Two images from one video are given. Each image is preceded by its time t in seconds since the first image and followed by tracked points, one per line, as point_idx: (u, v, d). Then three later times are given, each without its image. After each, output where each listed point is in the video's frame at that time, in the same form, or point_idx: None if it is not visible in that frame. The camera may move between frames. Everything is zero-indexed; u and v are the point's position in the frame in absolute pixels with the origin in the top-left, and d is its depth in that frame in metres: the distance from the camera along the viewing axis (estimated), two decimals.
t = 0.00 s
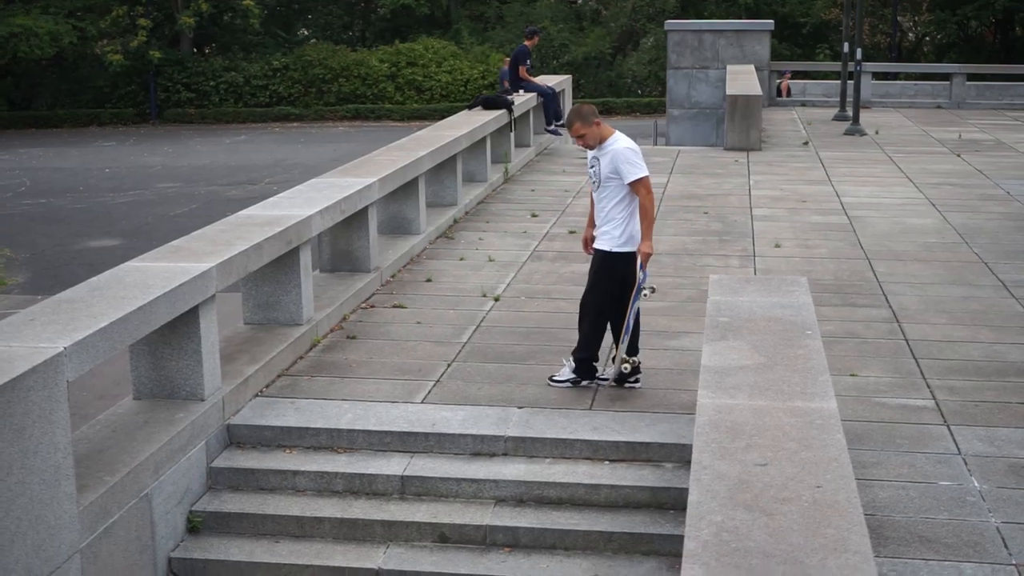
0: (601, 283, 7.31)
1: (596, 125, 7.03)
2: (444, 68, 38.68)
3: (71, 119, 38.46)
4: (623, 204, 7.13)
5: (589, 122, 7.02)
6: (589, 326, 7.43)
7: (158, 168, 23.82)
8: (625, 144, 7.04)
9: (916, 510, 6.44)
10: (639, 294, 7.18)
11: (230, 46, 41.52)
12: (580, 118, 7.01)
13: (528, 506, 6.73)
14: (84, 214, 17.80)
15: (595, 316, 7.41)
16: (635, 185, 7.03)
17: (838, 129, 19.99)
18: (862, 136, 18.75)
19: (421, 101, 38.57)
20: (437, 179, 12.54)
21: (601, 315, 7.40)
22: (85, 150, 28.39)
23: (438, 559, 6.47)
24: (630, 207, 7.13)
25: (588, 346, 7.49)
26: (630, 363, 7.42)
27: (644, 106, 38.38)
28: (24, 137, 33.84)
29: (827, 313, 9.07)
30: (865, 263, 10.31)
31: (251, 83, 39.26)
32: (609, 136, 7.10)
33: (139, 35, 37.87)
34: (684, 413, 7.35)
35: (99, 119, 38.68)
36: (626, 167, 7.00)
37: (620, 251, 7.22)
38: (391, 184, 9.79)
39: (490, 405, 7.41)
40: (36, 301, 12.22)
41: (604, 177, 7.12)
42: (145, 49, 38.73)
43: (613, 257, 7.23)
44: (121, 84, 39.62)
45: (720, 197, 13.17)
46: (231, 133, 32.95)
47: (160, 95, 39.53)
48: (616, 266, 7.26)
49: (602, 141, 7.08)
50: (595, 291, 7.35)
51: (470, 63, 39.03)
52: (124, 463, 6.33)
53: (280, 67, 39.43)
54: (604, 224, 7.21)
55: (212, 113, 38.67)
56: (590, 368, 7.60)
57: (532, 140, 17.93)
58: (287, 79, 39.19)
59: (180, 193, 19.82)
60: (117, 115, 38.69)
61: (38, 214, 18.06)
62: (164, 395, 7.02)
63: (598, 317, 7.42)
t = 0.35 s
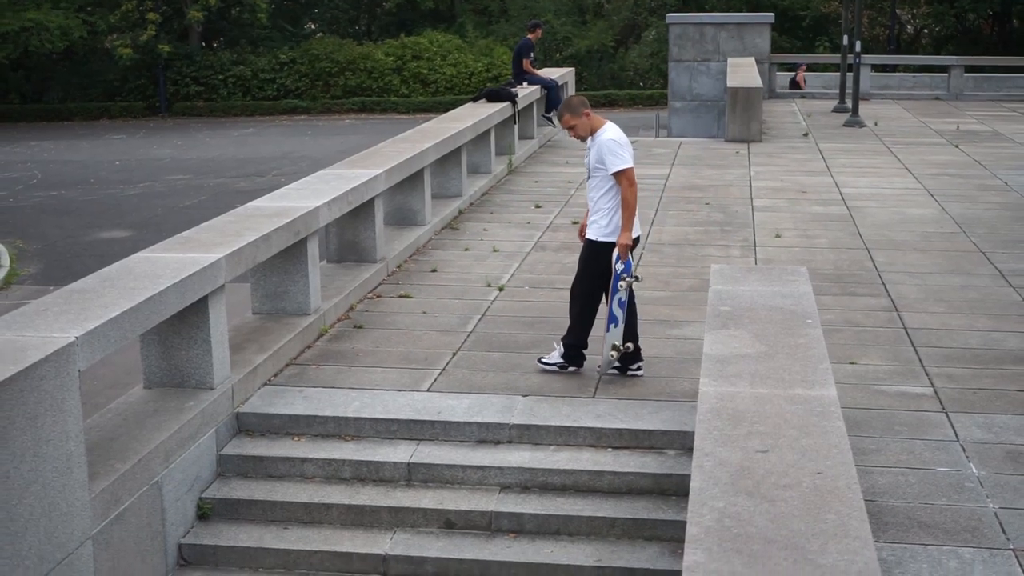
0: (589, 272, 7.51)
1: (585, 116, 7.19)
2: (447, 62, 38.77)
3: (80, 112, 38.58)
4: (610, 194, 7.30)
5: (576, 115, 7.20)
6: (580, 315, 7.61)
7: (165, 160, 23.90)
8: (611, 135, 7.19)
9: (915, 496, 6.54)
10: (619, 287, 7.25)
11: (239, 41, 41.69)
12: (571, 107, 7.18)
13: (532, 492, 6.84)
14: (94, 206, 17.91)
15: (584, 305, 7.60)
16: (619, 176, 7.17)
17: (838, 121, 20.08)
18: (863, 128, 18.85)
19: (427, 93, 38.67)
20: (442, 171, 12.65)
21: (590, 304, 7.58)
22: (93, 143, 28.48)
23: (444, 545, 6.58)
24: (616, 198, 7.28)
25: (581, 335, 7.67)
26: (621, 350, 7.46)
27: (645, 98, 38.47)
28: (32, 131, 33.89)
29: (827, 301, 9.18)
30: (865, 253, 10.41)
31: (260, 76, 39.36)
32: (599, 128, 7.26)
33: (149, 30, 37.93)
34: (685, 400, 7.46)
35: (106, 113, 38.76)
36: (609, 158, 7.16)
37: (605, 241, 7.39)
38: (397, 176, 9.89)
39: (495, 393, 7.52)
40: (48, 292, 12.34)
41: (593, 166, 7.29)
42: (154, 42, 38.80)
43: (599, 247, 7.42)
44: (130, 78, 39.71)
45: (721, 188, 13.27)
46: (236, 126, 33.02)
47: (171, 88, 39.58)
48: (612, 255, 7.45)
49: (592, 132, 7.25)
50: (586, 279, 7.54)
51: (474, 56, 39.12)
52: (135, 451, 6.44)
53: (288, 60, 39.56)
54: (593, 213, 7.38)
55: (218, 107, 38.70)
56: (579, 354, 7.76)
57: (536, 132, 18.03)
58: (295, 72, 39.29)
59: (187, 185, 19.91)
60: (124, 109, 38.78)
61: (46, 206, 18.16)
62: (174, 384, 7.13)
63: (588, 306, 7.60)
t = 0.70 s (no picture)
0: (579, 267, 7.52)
1: (570, 108, 7.28)
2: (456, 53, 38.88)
3: (92, 104, 38.72)
4: (592, 186, 7.37)
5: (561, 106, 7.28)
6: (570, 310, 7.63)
7: (177, 151, 23.99)
8: (594, 127, 7.28)
9: (920, 484, 6.62)
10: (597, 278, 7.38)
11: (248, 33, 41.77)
12: (556, 99, 7.27)
13: (541, 479, 6.91)
14: (106, 196, 18.01)
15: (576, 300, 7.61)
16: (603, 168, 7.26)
17: (842, 113, 20.14)
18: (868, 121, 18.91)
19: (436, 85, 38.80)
20: (450, 162, 12.72)
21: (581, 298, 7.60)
22: (105, 135, 28.57)
23: (453, 531, 6.66)
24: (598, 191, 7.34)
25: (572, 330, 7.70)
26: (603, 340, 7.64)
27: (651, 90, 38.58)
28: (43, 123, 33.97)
29: (833, 291, 9.24)
30: (869, 244, 10.48)
31: (270, 68, 39.43)
32: (582, 121, 7.35)
33: (160, 23, 38.00)
34: (691, 387, 7.53)
35: (119, 105, 38.84)
36: (593, 150, 7.25)
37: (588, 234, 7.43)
38: (406, 167, 9.97)
39: (504, 382, 7.60)
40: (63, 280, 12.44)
41: (576, 158, 7.36)
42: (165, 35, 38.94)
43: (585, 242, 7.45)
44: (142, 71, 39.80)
45: (727, 180, 13.34)
46: (246, 118, 33.09)
47: (180, 81, 39.68)
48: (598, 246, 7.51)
49: (575, 124, 7.33)
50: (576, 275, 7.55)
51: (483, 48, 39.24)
52: (148, 438, 6.52)
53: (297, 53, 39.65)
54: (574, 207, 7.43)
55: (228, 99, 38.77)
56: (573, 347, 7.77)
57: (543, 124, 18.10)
58: (305, 65, 39.36)
59: (197, 176, 19.99)
60: (136, 101, 38.87)
61: (58, 197, 18.25)
62: (187, 371, 7.22)
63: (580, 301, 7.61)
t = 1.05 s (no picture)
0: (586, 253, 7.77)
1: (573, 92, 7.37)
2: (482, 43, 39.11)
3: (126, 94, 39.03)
4: (590, 171, 7.51)
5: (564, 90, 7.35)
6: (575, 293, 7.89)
7: (208, 140, 24.21)
8: (592, 113, 7.38)
9: (940, 467, 6.72)
10: (586, 263, 7.50)
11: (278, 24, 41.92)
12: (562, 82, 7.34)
13: (566, 461, 7.04)
14: (138, 184, 18.22)
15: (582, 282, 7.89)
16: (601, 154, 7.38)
17: (861, 101, 20.20)
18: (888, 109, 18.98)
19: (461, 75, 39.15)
20: (476, 149, 12.86)
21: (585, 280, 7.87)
22: (137, 123, 28.81)
23: (480, 512, 6.79)
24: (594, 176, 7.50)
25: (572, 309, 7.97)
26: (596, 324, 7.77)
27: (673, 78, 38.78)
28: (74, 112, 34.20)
29: (853, 277, 9.35)
30: (889, 230, 10.57)
31: (300, 58, 39.60)
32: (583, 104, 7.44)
33: (191, 13, 38.35)
34: (714, 371, 7.65)
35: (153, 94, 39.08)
36: (593, 136, 7.36)
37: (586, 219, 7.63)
38: (433, 154, 10.12)
39: (529, 366, 7.73)
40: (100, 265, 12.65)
41: (574, 143, 7.48)
42: (197, 26, 39.23)
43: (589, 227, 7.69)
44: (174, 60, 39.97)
45: (748, 167, 13.44)
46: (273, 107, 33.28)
47: (213, 71, 39.83)
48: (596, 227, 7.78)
49: (576, 108, 7.43)
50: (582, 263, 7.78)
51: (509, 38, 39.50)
52: (183, 420, 6.67)
53: (326, 43, 39.82)
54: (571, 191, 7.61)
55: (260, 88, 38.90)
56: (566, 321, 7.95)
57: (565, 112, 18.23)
58: (334, 55, 39.50)
59: (228, 164, 20.18)
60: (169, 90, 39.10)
61: (91, 185, 18.47)
62: (220, 355, 7.38)
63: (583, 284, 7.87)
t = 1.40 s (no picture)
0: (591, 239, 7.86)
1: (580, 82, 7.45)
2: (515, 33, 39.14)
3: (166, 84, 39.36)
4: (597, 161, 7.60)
5: (572, 81, 7.42)
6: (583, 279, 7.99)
7: (247, 129, 24.43)
8: (601, 103, 7.48)
9: (970, 452, 6.76)
10: (598, 251, 7.56)
11: (315, 15, 42.59)
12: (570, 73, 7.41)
13: (598, 446, 7.12)
14: (178, 173, 18.43)
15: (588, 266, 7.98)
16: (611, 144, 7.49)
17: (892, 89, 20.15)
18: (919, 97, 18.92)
19: (494, 65, 38.99)
20: (508, 138, 12.97)
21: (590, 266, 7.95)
22: (178, 114, 29.11)
23: (513, 496, 6.89)
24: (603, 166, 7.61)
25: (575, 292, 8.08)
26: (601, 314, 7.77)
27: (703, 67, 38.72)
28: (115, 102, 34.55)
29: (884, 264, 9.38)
30: (920, 218, 10.58)
31: (335, 48, 39.85)
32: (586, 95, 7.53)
33: (230, 5, 39.27)
34: (745, 358, 7.72)
35: (191, 85, 39.40)
36: (605, 126, 7.45)
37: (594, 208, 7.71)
38: (467, 143, 10.24)
39: (561, 353, 7.82)
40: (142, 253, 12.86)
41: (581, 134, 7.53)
42: (235, 18, 39.84)
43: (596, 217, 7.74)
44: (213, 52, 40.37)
45: (779, 155, 13.46)
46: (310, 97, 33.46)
47: (251, 62, 40.16)
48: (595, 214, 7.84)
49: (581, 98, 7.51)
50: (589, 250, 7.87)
51: (541, 27, 39.49)
52: (222, 405, 6.81)
53: (361, 34, 40.02)
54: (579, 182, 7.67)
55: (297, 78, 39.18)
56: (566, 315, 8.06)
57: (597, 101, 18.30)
58: (368, 45, 39.69)
59: (268, 153, 20.38)
60: (207, 81, 39.43)
61: (132, 174, 18.72)
62: (258, 341, 7.53)
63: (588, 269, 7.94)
